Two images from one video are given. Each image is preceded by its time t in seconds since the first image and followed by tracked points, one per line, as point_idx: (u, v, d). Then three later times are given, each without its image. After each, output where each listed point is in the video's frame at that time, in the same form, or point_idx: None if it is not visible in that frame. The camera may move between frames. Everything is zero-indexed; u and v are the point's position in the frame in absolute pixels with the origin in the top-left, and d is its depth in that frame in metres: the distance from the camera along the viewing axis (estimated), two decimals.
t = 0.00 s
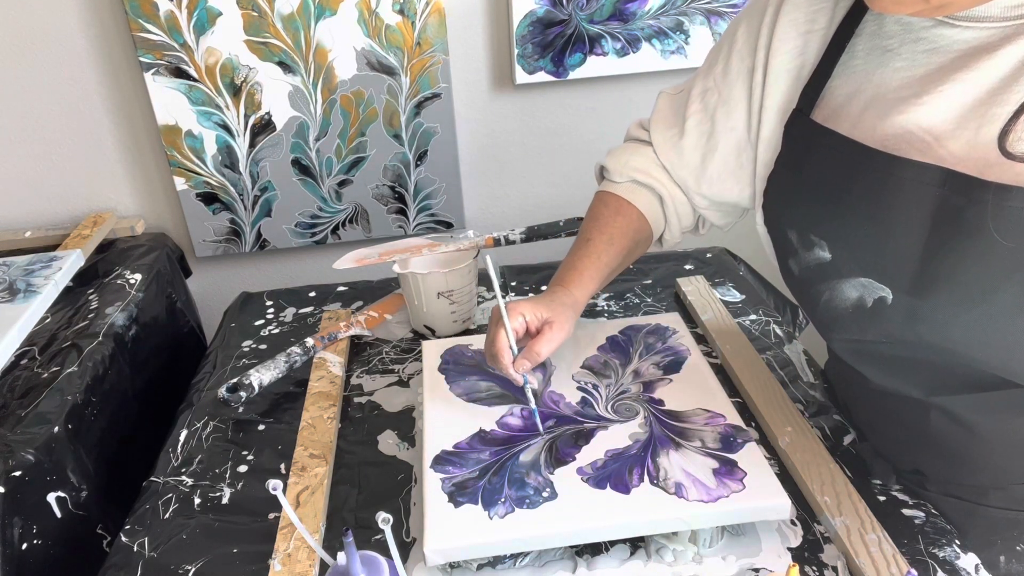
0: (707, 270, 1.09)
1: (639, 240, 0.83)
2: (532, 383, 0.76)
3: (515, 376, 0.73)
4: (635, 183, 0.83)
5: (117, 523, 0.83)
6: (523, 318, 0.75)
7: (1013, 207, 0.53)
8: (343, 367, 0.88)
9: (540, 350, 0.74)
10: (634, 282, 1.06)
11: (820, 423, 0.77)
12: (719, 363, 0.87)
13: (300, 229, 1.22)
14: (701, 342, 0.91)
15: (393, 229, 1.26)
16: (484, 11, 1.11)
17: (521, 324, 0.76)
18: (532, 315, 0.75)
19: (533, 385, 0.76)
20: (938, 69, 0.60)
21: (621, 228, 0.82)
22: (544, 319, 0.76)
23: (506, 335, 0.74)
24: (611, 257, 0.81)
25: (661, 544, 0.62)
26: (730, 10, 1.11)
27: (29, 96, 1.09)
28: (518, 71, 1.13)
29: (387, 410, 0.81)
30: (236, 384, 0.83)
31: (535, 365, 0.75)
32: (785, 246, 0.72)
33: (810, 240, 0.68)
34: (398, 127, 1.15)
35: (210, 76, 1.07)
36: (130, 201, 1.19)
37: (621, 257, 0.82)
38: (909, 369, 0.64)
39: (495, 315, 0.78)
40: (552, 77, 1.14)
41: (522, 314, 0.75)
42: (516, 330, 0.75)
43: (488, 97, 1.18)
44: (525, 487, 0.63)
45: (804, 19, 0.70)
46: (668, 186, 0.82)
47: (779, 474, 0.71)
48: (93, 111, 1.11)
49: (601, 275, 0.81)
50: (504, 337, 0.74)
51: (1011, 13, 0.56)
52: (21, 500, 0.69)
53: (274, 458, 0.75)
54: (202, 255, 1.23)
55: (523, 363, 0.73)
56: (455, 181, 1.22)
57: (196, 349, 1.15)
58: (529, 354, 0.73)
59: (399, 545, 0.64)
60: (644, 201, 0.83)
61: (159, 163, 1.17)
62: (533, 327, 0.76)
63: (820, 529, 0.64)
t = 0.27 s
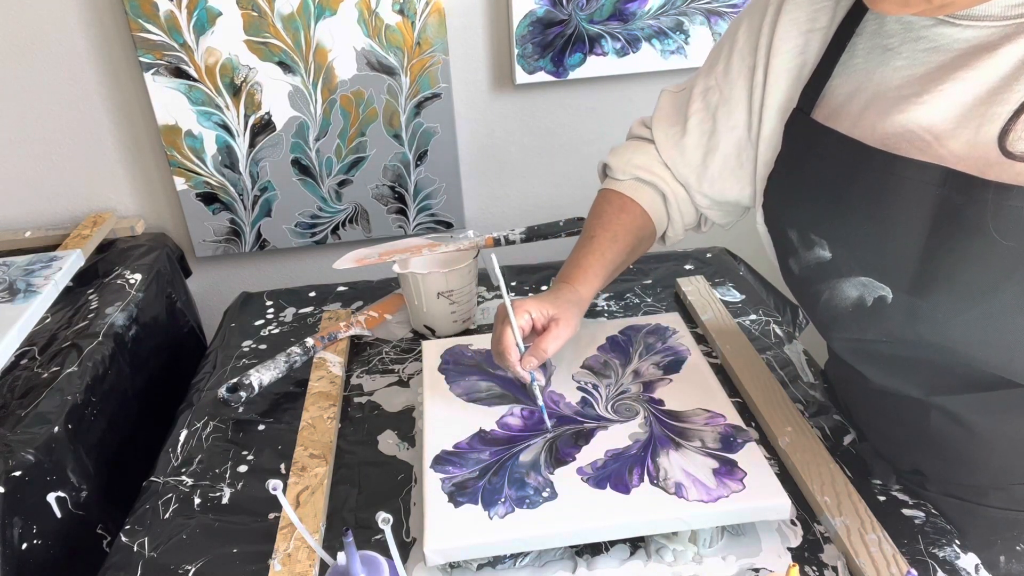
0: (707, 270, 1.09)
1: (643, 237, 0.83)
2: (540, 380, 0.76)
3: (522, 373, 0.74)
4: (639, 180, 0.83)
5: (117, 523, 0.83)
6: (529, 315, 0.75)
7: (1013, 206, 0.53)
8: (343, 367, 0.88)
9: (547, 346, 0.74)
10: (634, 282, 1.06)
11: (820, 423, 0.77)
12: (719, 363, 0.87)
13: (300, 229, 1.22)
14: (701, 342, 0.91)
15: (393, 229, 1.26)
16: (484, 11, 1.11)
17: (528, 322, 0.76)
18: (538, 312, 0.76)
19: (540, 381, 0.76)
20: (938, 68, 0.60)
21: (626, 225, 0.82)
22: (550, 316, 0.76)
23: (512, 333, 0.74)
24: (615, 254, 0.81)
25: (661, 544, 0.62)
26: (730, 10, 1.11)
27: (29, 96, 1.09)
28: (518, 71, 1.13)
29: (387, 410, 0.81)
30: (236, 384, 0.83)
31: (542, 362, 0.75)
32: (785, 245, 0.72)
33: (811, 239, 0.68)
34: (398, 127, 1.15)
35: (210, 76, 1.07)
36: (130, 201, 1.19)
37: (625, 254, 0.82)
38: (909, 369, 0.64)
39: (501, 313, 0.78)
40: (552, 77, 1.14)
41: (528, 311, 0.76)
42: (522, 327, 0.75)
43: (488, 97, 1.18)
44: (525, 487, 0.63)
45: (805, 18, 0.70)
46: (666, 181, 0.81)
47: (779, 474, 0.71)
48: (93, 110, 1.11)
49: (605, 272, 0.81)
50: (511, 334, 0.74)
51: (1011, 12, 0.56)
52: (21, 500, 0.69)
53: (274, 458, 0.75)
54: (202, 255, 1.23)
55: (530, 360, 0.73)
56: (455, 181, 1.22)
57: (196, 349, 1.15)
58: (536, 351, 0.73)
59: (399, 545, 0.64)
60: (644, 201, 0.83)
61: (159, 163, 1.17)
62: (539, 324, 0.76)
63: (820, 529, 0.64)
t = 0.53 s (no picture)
0: (707, 270, 1.09)
1: (647, 234, 0.84)
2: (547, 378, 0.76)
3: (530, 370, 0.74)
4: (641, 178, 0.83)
5: (117, 523, 0.83)
6: (536, 313, 0.76)
7: (1013, 206, 0.53)
8: (343, 367, 0.88)
9: (554, 343, 0.74)
10: (634, 282, 1.06)
11: (820, 423, 0.77)
12: (719, 363, 0.87)
13: (300, 229, 1.22)
14: (701, 342, 0.91)
15: (393, 229, 1.26)
16: (484, 11, 1.11)
17: (534, 320, 0.76)
18: (544, 310, 0.76)
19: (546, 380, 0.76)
20: (939, 68, 0.60)
21: (631, 223, 0.83)
22: (556, 314, 0.76)
23: (519, 331, 0.74)
24: (620, 251, 0.82)
25: (661, 544, 0.62)
26: (730, 10, 1.11)
27: (29, 96, 1.09)
28: (518, 71, 1.13)
29: (387, 410, 0.81)
30: (236, 383, 0.82)
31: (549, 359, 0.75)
32: (785, 245, 0.72)
33: (811, 238, 0.69)
34: (398, 127, 1.15)
35: (210, 76, 1.07)
36: (130, 201, 1.19)
37: (629, 251, 0.83)
38: (910, 369, 0.64)
39: (507, 312, 0.78)
40: (552, 77, 1.14)
41: (534, 309, 0.76)
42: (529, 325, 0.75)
43: (488, 97, 1.19)
44: (525, 487, 0.63)
45: (807, 18, 0.70)
46: (667, 179, 0.82)
47: (779, 474, 0.71)
48: (93, 110, 1.11)
49: (610, 269, 0.82)
50: (518, 332, 0.74)
51: (1011, 12, 0.56)
52: (21, 500, 0.69)
53: (274, 458, 0.75)
54: (202, 255, 1.23)
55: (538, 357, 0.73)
56: (455, 181, 1.22)
57: (196, 349, 1.15)
58: (543, 349, 0.74)
59: (399, 545, 0.64)
60: (645, 201, 0.83)
61: (159, 163, 1.17)
62: (545, 322, 0.77)
63: (820, 529, 0.64)
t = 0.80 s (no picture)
0: (707, 270, 1.09)
1: (652, 232, 0.84)
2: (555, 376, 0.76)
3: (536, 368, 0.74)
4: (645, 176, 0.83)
5: (117, 523, 0.83)
6: (541, 311, 0.76)
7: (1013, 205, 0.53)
8: (343, 367, 0.88)
9: (560, 341, 0.74)
10: (633, 282, 1.06)
11: (820, 423, 0.77)
12: (719, 363, 0.87)
13: (300, 229, 1.22)
14: (701, 342, 0.91)
15: (393, 229, 1.26)
16: (484, 11, 1.11)
17: (540, 317, 0.76)
18: (549, 307, 0.76)
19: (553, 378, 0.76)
20: (940, 67, 0.60)
21: (635, 220, 0.83)
22: (561, 312, 0.76)
23: (525, 329, 0.74)
24: (624, 249, 0.82)
25: (661, 544, 0.62)
26: (730, 10, 1.11)
27: (29, 96, 1.09)
28: (518, 71, 1.13)
29: (387, 410, 0.81)
30: (236, 383, 0.82)
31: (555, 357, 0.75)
32: (786, 244, 0.72)
33: (812, 237, 0.68)
34: (398, 127, 1.15)
35: (210, 76, 1.07)
36: (130, 201, 1.19)
37: (633, 249, 0.83)
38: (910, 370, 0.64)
39: (513, 311, 0.78)
40: (552, 77, 1.14)
41: (539, 307, 0.76)
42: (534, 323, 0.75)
43: (488, 97, 1.19)
44: (525, 487, 0.63)
45: (809, 17, 0.70)
46: (666, 175, 0.82)
47: (779, 474, 0.71)
48: (93, 110, 1.11)
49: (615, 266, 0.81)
50: (524, 330, 0.74)
51: (1014, 11, 0.56)
52: (21, 500, 0.69)
53: (274, 458, 0.75)
54: (202, 255, 1.23)
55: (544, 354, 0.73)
56: (455, 181, 1.22)
57: (196, 349, 1.15)
58: (549, 346, 0.73)
59: (399, 545, 0.64)
60: (648, 200, 0.83)
61: (159, 163, 1.17)
62: (550, 320, 0.77)
63: (820, 529, 0.64)
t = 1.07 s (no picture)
0: (707, 270, 1.09)
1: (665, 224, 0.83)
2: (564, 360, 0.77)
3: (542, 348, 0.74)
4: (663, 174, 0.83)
5: (117, 523, 0.83)
6: (549, 293, 0.76)
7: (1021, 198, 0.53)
8: (344, 367, 0.88)
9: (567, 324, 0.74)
10: (634, 282, 1.06)
11: (820, 423, 0.77)
12: (719, 363, 0.87)
13: (300, 229, 1.22)
14: (701, 342, 0.91)
15: (393, 229, 1.26)
16: (484, 12, 1.11)
17: (547, 299, 0.76)
18: (557, 289, 0.76)
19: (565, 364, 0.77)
20: (944, 63, 0.60)
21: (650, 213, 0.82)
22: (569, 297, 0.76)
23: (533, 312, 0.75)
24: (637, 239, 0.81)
25: (661, 544, 0.62)
26: (730, 10, 1.11)
27: (29, 96, 1.09)
28: (518, 71, 1.13)
29: (387, 410, 0.81)
30: (236, 383, 0.82)
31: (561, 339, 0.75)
32: (789, 239, 0.72)
33: (816, 232, 0.68)
34: (398, 127, 1.15)
35: (210, 76, 1.07)
36: (130, 200, 1.19)
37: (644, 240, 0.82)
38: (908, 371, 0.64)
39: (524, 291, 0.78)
40: (552, 77, 1.14)
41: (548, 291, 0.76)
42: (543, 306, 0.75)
43: (488, 97, 1.18)
44: (525, 487, 0.63)
45: (816, 12, 0.69)
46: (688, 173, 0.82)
47: (779, 474, 0.71)
48: (93, 111, 1.11)
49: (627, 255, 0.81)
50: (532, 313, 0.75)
51: None
52: (21, 500, 0.69)
53: (274, 458, 0.75)
54: (202, 255, 1.23)
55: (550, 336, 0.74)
56: (455, 181, 1.22)
57: (196, 349, 1.15)
58: (556, 327, 0.74)
59: (399, 545, 0.64)
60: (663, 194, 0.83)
61: (159, 163, 1.17)
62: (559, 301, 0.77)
63: (820, 529, 0.64)
